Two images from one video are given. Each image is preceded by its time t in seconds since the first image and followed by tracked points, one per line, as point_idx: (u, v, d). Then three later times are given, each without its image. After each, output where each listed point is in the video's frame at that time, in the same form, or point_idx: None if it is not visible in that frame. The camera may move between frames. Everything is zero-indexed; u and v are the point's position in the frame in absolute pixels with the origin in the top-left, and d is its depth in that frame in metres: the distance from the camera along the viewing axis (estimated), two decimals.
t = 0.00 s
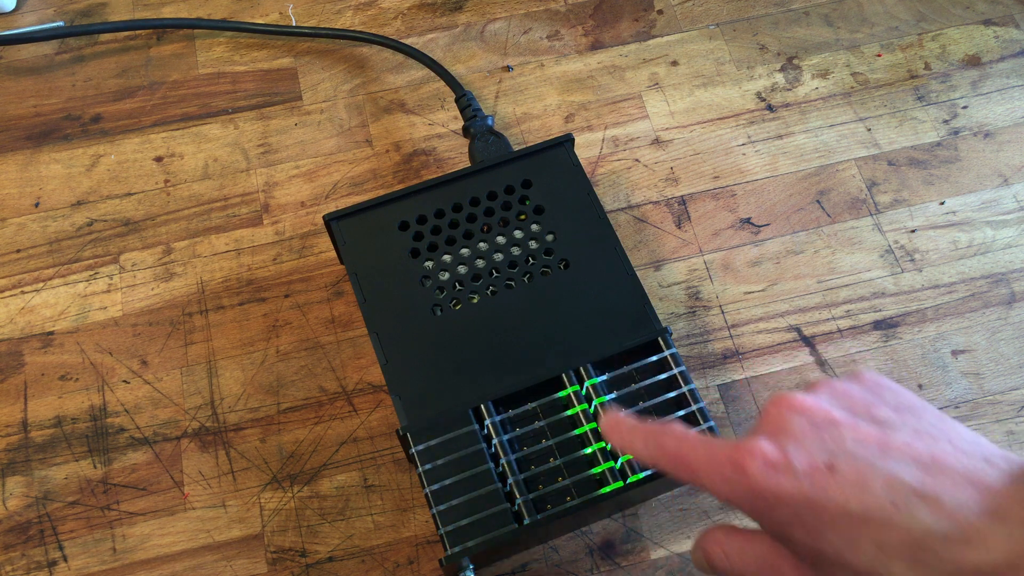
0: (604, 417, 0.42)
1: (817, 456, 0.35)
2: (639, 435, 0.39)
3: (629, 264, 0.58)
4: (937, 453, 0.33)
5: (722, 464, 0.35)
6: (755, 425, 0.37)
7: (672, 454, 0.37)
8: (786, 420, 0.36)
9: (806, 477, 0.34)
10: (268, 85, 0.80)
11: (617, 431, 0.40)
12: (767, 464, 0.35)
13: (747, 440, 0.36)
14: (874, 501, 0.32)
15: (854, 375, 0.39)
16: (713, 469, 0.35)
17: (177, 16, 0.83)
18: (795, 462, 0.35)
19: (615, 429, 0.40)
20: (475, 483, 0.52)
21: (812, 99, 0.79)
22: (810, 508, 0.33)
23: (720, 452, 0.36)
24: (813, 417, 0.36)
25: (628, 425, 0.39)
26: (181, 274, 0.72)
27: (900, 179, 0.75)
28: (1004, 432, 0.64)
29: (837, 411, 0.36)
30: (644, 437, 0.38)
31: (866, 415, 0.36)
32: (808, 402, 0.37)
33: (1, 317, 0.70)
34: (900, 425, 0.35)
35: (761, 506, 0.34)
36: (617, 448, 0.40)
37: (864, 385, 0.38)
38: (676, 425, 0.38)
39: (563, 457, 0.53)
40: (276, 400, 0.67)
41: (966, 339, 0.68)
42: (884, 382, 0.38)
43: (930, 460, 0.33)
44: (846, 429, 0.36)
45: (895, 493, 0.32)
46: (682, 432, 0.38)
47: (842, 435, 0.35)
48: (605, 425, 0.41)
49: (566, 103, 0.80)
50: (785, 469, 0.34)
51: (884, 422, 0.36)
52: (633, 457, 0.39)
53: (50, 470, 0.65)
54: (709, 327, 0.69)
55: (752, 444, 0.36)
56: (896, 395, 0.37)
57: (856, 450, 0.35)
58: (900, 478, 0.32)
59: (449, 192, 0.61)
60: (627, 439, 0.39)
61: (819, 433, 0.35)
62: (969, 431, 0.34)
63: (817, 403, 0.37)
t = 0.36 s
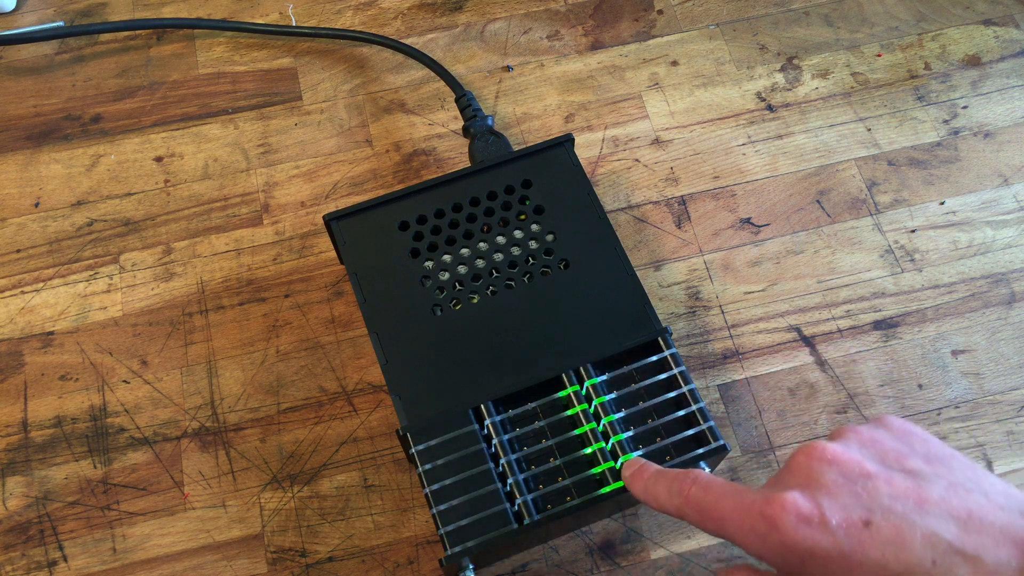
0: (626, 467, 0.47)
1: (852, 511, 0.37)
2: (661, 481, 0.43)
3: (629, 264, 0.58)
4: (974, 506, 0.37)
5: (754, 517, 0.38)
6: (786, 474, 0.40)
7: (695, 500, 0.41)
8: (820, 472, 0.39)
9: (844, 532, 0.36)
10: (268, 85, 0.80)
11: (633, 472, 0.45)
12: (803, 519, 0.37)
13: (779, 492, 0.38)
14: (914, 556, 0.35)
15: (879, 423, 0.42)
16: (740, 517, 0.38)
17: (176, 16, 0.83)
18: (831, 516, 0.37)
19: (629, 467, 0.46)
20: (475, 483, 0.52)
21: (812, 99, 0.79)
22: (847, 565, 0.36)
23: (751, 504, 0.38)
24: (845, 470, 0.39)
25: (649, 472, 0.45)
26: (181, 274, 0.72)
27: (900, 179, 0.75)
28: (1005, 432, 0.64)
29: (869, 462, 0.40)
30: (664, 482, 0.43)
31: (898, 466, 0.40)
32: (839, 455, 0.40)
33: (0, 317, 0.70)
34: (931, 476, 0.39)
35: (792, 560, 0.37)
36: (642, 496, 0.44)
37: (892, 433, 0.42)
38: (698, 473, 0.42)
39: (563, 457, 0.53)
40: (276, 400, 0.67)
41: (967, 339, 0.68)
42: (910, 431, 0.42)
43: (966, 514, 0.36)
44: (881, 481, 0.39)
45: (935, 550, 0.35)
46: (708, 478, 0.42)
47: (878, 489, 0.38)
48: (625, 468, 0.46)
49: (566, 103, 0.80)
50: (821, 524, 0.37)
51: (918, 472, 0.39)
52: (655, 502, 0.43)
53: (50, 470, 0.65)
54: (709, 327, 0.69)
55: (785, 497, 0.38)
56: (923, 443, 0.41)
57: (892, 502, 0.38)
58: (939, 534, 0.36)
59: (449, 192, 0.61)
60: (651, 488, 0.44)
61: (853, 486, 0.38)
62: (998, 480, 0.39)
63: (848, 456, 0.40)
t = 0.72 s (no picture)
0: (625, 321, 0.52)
1: (804, 444, 0.42)
2: (652, 357, 0.49)
3: (629, 264, 0.58)
4: (922, 455, 0.39)
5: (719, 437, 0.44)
6: (761, 404, 0.45)
7: (678, 394, 0.47)
8: (781, 407, 0.44)
9: (790, 463, 0.41)
10: (268, 85, 0.80)
11: (630, 344, 0.51)
12: (758, 449, 0.43)
13: (748, 422, 0.44)
14: (846, 492, 0.39)
15: (863, 379, 0.45)
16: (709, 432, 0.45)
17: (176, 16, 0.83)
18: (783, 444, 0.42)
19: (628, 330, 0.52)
20: (475, 483, 0.52)
21: (812, 99, 0.79)
22: (790, 491, 0.41)
23: (722, 425, 0.44)
24: (812, 411, 0.43)
25: (644, 346, 0.50)
26: (181, 274, 0.72)
27: (900, 179, 0.75)
28: (1005, 432, 0.64)
29: (834, 407, 0.43)
30: (655, 363, 0.49)
31: (863, 414, 0.42)
32: (808, 397, 0.44)
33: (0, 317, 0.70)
34: (890, 426, 0.41)
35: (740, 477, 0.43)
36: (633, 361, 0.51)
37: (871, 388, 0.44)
38: (689, 370, 0.48)
39: (563, 457, 0.53)
40: (276, 400, 0.67)
41: (967, 339, 0.68)
42: (891, 387, 0.44)
43: (910, 461, 0.39)
44: (840, 423, 0.42)
45: (866, 486, 0.38)
46: (696, 381, 0.47)
47: (837, 430, 0.41)
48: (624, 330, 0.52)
49: (566, 103, 0.80)
50: (773, 451, 0.42)
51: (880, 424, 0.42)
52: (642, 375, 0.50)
53: (50, 470, 0.65)
54: (709, 327, 0.69)
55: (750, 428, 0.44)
56: (898, 400, 0.43)
57: (844, 442, 0.41)
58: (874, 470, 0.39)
59: (449, 192, 0.61)
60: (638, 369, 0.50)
61: (813, 424, 0.42)
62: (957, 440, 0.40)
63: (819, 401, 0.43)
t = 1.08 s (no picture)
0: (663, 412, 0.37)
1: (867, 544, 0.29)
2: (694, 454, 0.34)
3: (629, 264, 0.58)
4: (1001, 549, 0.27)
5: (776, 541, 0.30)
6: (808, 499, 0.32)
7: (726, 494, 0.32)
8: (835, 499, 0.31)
9: None
10: (268, 85, 0.80)
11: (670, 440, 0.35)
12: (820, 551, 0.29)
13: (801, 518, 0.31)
14: None
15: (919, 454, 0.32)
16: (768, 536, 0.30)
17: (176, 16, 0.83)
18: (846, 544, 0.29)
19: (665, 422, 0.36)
20: (475, 483, 0.52)
21: (812, 99, 0.79)
22: None
23: (773, 522, 0.31)
24: (870, 500, 0.30)
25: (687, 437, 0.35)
26: (181, 274, 0.72)
27: (900, 179, 0.75)
28: (1005, 432, 0.64)
29: (891, 495, 0.30)
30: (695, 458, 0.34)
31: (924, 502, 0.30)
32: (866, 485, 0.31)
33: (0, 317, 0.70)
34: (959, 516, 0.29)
35: None
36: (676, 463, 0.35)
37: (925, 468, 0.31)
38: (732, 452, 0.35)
39: (563, 458, 0.53)
40: (276, 400, 0.67)
41: (967, 339, 0.68)
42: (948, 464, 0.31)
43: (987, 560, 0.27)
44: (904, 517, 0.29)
45: None
46: (744, 475, 0.33)
47: (900, 527, 0.29)
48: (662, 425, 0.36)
49: (566, 103, 0.79)
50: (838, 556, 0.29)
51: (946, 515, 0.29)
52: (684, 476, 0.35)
53: (50, 470, 0.65)
54: (709, 327, 0.69)
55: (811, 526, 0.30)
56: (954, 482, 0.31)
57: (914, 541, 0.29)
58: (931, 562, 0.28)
59: (449, 192, 0.61)
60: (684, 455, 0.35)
61: (879, 522, 0.29)
62: None
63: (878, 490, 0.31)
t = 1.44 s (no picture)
0: (614, 423, 0.43)
1: (815, 522, 0.36)
2: (642, 449, 0.41)
3: (629, 263, 0.58)
4: (934, 533, 0.34)
5: (722, 521, 0.37)
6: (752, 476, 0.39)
7: (672, 480, 0.39)
8: (786, 481, 0.38)
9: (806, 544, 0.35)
10: (268, 85, 0.80)
11: (620, 441, 0.42)
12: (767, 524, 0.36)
13: (750, 495, 0.38)
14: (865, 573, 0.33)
15: (859, 439, 0.40)
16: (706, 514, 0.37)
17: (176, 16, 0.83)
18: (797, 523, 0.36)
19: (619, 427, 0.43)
20: (475, 483, 0.52)
21: (812, 99, 0.79)
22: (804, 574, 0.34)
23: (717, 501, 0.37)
24: (817, 485, 0.38)
25: (637, 438, 0.41)
26: (181, 274, 0.72)
27: (900, 179, 0.75)
28: (1005, 432, 0.64)
29: (838, 479, 0.38)
30: (645, 452, 0.41)
31: (869, 484, 0.38)
32: (813, 470, 0.38)
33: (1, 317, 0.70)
34: (897, 500, 0.36)
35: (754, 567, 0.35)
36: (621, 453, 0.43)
37: (877, 456, 0.39)
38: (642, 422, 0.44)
39: (563, 458, 0.53)
40: (276, 400, 0.67)
41: (967, 339, 0.68)
42: (891, 451, 0.39)
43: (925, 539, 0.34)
44: (851, 499, 0.37)
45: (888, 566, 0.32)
46: (686, 457, 0.40)
47: (844, 506, 0.36)
48: (614, 433, 0.43)
49: (566, 103, 0.79)
50: (786, 530, 0.36)
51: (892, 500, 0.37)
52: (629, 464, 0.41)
53: (50, 470, 0.65)
54: (709, 327, 0.69)
55: (753, 503, 0.37)
56: (900, 466, 0.38)
57: (856, 520, 0.36)
58: (892, 553, 0.33)
59: (449, 192, 0.61)
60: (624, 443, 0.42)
61: (822, 500, 0.37)
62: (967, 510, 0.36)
63: (822, 471, 0.38)
